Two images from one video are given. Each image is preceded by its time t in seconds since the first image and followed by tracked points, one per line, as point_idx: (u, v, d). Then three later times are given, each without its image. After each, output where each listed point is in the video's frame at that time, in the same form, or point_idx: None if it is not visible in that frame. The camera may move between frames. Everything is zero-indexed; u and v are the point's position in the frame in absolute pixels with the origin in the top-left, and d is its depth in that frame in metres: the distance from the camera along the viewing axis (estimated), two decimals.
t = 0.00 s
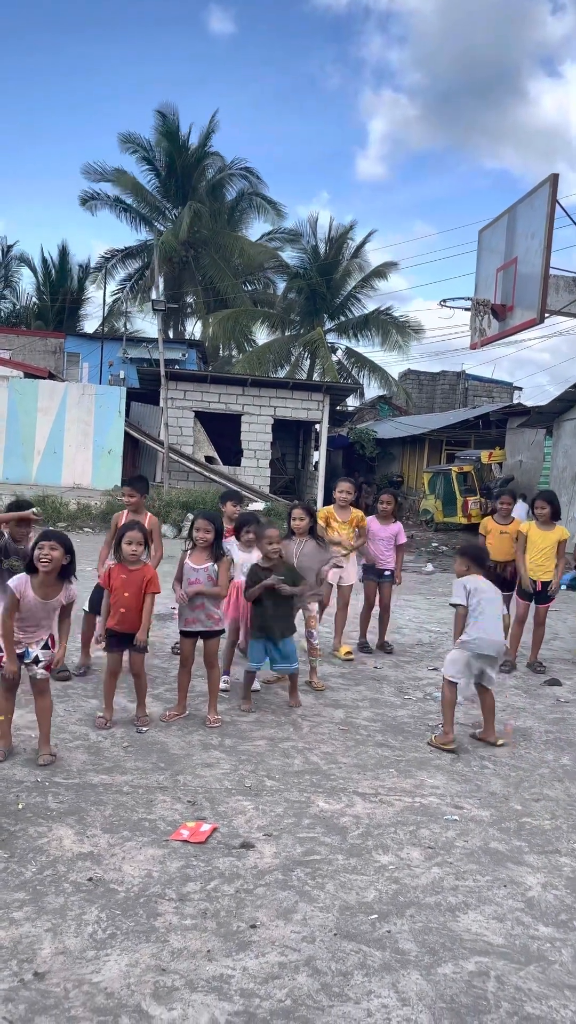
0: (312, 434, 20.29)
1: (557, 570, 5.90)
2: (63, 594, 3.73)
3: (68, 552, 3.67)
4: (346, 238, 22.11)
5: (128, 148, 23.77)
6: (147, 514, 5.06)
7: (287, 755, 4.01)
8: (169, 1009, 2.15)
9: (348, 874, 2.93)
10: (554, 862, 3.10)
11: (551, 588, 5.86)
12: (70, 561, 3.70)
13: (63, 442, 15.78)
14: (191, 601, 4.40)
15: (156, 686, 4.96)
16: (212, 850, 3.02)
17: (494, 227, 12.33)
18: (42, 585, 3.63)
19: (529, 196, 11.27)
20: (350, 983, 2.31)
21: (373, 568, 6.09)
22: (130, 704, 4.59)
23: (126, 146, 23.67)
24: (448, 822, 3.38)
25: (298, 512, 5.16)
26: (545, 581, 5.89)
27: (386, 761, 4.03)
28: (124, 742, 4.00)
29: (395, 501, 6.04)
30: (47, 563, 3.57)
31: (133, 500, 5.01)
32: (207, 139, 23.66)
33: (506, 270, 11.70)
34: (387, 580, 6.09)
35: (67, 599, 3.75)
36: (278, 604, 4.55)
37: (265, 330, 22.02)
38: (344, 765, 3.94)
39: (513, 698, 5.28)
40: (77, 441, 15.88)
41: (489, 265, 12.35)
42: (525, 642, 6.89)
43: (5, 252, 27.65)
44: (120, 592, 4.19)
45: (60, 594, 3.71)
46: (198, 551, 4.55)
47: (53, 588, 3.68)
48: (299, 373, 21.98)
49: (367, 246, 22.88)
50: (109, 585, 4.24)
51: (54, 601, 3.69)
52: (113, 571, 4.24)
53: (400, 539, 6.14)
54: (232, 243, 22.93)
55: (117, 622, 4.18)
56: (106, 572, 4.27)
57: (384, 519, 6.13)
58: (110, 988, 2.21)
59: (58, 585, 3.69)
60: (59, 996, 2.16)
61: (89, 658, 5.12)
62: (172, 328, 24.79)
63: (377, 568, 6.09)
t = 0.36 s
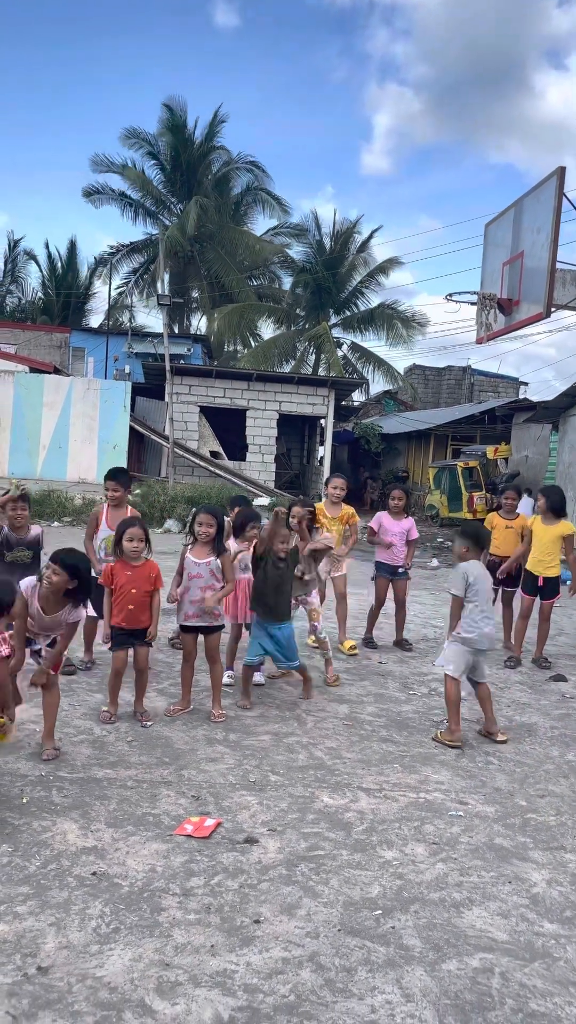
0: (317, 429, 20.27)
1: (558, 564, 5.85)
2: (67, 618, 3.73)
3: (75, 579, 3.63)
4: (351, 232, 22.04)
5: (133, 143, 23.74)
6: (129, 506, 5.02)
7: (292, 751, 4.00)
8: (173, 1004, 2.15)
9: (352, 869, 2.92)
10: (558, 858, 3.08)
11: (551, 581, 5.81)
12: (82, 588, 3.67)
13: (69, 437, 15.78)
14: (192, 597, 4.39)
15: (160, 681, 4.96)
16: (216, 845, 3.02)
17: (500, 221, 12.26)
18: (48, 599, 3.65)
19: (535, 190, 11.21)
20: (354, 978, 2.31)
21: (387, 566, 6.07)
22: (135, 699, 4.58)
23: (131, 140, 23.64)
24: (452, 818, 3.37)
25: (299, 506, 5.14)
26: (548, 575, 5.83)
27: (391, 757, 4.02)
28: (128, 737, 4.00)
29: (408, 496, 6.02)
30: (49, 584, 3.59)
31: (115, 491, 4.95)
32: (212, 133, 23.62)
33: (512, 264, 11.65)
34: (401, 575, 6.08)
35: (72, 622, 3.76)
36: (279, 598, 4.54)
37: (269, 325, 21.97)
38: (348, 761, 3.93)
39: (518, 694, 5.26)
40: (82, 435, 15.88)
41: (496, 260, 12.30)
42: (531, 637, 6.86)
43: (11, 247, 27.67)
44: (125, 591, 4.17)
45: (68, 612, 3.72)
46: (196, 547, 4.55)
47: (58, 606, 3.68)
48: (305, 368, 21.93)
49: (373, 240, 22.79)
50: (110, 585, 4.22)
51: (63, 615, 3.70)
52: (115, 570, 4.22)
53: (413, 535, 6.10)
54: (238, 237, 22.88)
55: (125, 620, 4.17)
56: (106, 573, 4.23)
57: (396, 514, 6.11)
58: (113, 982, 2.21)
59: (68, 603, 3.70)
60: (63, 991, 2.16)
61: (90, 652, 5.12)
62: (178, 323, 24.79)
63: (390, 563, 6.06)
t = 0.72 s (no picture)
0: (326, 423, 20.25)
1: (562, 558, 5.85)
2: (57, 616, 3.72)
3: (55, 575, 3.69)
4: (361, 226, 21.95)
5: (142, 136, 23.71)
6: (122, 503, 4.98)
7: (300, 745, 4.00)
8: (181, 998, 2.15)
9: (361, 864, 2.92)
10: (569, 855, 3.07)
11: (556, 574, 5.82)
12: (62, 583, 3.71)
13: (77, 431, 15.81)
14: (200, 590, 4.39)
15: (169, 675, 4.97)
16: (225, 839, 3.02)
17: (511, 214, 12.18)
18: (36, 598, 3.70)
19: (546, 183, 11.12)
20: (362, 973, 2.31)
21: (400, 559, 6.06)
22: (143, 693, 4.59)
23: (140, 134, 23.60)
24: (461, 813, 3.36)
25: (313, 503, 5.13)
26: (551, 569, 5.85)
27: (400, 752, 4.01)
28: (137, 730, 4.01)
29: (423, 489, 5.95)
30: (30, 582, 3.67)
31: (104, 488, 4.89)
32: (220, 126, 23.57)
33: (522, 258, 11.58)
34: (412, 569, 6.07)
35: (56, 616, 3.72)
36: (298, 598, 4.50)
37: (277, 319, 21.92)
38: (357, 756, 3.92)
39: (527, 689, 5.25)
40: (91, 430, 15.89)
41: (505, 254, 12.23)
42: (540, 633, 6.84)
43: (21, 242, 27.72)
44: (138, 584, 4.18)
45: (54, 609, 3.72)
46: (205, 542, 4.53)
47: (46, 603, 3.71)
48: (313, 362, 21.88)
49: (382, 234, 22.68)
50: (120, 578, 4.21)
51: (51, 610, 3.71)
52: (126, 563, 4.20)
53: (429, 530, 6.07)
54: (247, 231, 22.84)
55: (137, 613, 4.17)
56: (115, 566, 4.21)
57: (411, 507, 6.07)
58: (123, 976, 2.21)
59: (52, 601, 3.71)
60: (72, 984, 2.16)
61: (97, 647, 5.13)
62: (186, 316, 24.76)
63: (403, 557, 6.06)
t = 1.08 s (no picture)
0: (335, 418, 20.23)
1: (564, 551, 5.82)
2: None
3: None
4: (371, 221, 21.91)
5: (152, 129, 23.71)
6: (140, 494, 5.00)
7: (310, 741, 4.00)
8: (192, 992, 2.16)
9: (370, 860, 2.92)
10: None
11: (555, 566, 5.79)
12: None
13: (87, 426, 15.85)
14: (207, 584, 4.39)
15: (178, 669, 4.98)
16: (235, 834, 3.03)
17: (522, 209, 12.11)
18: None
19: (558, 177, 11.06)
20: (372, 968, 2.31)
21: (404, 557, 6.05)
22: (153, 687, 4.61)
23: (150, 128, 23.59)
24: (471, 810, 3.36)
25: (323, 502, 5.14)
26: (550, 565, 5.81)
27: (409, 748, 4.01)
28: (146, 725, 4.02)
29: (428, 487, 5.95)
30: None
31: (122, 477, 4.95)
32: (231, 121, 23.52)
33: (533, 253, 11.51)
34: (418, 567, 6.06)
35: None
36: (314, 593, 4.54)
37: (287, 314, 21.89)
38: (367, 752, 3.92)
39: (537, 686, 5.24)
40: (101, 424, 15.92)
41: (517, 248, 12.17)
42: (550, 630, 6.81)
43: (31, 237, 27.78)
44: (146, 578, 4.18)
45: None
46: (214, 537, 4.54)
47: None
48: (323, 357, 21.85)
49: (392, 229, 22.61)
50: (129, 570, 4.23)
51: None
52: (136, 555, 4.22)
53: (434, 527, 6.05)
54: (257, 226, 22.80)
55: (145, 607, 4.17)
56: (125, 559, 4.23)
57: (418, 506, 6.07)
58: (133, 969, 2.23)
59: None
60: (83, 977, 2.18)
61: (109, 641, 5.13)
62: (196, 312, 24.74)
63: (408, 555, 6.05)
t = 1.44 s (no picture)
0: (345, 415, 20.20)
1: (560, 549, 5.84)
2: None
3: None
4: (382, 218, 21.90)
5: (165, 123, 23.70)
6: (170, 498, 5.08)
7: (319, 737, 4.02)
8: (202, 985, 2.18)
9: (378, 856, 2.94)
10: None
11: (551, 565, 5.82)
12: None
13: (98, 423, 15.90)
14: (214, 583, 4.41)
15: (188, 665, 5.01)
16: (244, 830, 3.05)
17: (533, 205, 12.06)
18: None
19: (570, 174, 11.01)
20: (380, 964, 2.33)
21: (409, 552, 6.05)
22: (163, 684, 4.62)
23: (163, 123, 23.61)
24: (480, 808, 3.36)
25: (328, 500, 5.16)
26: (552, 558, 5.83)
27: (418, 745, 4.02)
28: (156, 721, 4.05)
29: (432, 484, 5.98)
30: None
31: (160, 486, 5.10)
32: (242, 117, 23.51)
33: (544, 250, 11.46)
34: (424, 561, 6.06)
35: None
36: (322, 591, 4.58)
37: (297, 311, 21.87)
38: (375, 749, 3.93)
39: (546, 684, 5.22)
40: (111, 421, 15.97)
41: (527, 245, 12.12)
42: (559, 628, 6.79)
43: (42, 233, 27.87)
44: (157, 575, 4.21)
45: None
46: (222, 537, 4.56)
47: None
48: (333, 354, 21.83)
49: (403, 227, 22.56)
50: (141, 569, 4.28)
51: None
52: (147, 553, 4.25)
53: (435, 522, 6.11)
54: (268, 223, 22.78)
55: (155, 604, 4.20)
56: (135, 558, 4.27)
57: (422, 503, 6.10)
58: (143, 962, 2.25)
59: None
60: (94, 969, 2.20)
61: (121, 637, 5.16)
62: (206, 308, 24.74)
63: (413, 551, 6.05)
